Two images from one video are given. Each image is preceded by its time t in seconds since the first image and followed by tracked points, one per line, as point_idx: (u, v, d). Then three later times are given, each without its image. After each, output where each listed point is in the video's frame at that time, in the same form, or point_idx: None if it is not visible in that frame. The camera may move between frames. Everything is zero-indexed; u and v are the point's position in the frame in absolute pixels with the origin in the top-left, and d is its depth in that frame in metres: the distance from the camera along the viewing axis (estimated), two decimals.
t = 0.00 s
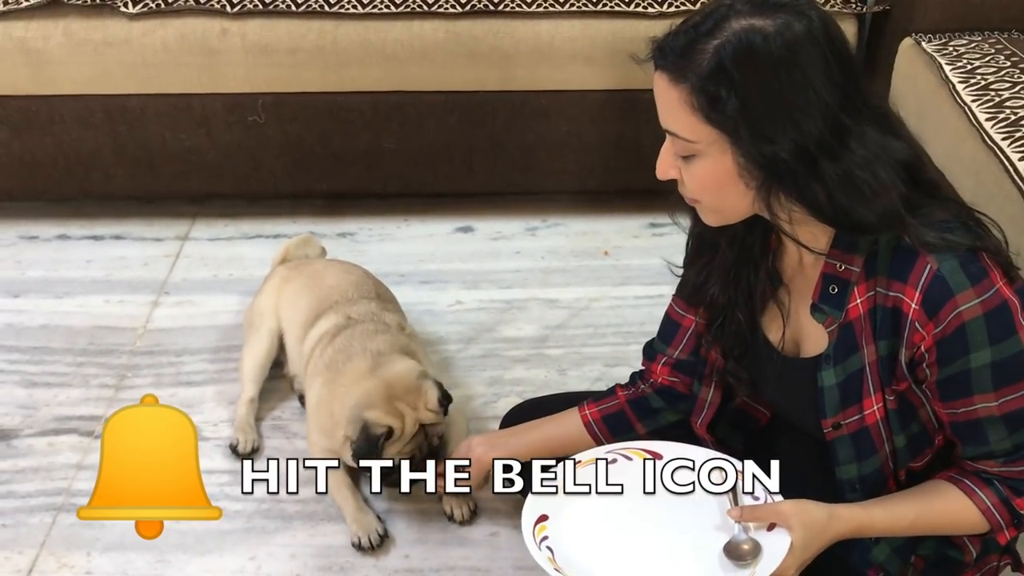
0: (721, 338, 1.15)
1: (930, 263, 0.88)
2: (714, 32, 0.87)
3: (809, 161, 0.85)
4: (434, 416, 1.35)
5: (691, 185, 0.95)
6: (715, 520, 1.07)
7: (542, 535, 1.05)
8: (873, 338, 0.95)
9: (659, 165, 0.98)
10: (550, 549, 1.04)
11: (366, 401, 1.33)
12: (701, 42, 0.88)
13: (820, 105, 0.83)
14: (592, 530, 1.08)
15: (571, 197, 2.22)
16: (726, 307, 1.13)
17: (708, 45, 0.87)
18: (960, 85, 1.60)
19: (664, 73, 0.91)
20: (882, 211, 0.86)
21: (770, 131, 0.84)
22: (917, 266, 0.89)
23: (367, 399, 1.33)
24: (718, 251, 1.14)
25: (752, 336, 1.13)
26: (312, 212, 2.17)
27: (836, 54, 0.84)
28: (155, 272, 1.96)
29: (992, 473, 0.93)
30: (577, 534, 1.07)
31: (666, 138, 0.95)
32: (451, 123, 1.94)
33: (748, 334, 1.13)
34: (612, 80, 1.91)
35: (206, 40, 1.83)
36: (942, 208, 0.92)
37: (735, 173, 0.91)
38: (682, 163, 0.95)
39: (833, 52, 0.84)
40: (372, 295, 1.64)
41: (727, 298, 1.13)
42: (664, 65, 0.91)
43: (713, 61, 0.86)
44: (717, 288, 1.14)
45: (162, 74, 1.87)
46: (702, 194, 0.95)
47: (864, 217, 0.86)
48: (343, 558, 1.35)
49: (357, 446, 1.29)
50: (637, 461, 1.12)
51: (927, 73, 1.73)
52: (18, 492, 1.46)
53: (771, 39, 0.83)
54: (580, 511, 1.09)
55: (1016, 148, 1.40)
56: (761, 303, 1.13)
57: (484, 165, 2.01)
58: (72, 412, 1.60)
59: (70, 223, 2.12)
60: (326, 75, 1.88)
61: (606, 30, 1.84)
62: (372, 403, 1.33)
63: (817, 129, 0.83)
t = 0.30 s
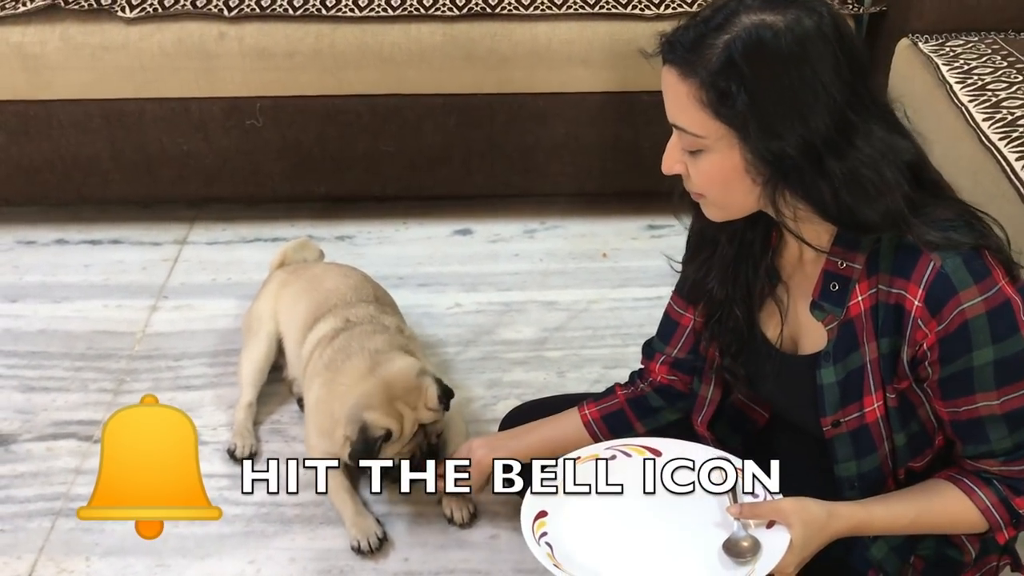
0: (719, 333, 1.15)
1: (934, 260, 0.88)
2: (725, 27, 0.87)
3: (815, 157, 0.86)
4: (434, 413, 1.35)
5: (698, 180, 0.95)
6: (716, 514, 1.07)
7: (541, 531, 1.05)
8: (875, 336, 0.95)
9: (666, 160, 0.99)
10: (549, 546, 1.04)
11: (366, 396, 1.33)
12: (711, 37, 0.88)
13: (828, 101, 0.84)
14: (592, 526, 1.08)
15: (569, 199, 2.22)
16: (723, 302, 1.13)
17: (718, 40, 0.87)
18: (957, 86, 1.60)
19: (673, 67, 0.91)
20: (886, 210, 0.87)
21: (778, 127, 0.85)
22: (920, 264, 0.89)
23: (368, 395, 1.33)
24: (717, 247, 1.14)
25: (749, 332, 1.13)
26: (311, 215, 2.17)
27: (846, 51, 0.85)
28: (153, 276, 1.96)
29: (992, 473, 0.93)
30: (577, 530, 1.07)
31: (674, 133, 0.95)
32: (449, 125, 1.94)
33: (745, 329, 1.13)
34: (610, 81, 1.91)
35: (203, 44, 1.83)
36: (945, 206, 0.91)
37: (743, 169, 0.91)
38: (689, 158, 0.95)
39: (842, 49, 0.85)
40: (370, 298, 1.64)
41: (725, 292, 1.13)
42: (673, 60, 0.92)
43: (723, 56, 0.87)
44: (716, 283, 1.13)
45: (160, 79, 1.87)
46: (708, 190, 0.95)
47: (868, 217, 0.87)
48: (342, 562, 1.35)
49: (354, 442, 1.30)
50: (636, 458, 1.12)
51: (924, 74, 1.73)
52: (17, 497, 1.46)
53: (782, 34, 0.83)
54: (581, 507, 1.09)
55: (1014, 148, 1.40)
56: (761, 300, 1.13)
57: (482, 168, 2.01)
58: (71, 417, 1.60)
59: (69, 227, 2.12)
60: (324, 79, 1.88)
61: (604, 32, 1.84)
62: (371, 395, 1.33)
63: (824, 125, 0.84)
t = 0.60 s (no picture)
0: (717, 339, 1.15)
1: (933, 265, 0.88)
2: (731, 32, 0.88)
3: (819, 163, 0.86)
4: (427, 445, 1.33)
5: (700, 185, 0.95)
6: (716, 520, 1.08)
7: (544, 542, 1.04)
8: (874, 342, 0.95)
9: (667, 166, 0.99)
10: (552, 556, 1.03)
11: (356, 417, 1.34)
12: (718, 41, 0.89)
13: (834, 107, 0.84)
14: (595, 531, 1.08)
15: (565, 210, 2.23)
16: (722, 308, 1.14)
17: (725, 44, 0.88)
18: (951, 96, 1.61)
19: (679, 71, 0.91)
20: (886, 218, 0.88)
21: (784, 132, 0.86)
22: (920, 269, 0.90)
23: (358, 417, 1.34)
24: (716, 252, 1.15)
25: (747, 338, 1.13)
26: (307, 227, 2.17)
27: (850, 58, 0.86)
28: (150, 288, 1.96)
29: (992, 479, 0.93)
30: (579, 538, 1.07)
31: (677, 137, 0.95)
32: (445, 137, 1.95)
33: (744, 334, 1.13)
34: (606, 93, 1.92)
35: (200, 56, 1.83)
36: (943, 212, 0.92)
37: (746, 173, 0.92)
38: (692, 163, 0.95)
39: (847, 56, 0.86)
40: (368, 309, 1.63)
41: (724, 298, 1.13)
42: (678, 64, 0.92)
43: (730, 60, 0.87)
44: (715, 289, 1.14)
45: (157, 91, 1.88)
46: (711, 196, 0.95)
47: (868, 225, 0.89)
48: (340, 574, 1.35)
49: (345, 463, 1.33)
50: (636, 468, 1.12)
51: (918, 84, 1.74)
52: (13, 510, 1.45)
53: (790, 40, 0.84)
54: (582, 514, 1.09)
55: (1008, 158, 1.41)
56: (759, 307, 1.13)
57: (479, 179, 2.02)
58: (67, 430, 1.60)
59: (65, 240, 2.12)
60: (321, 91, 1.88)
61: (599, 44, 1.85)
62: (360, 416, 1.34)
63: (830, 131, 0.85)
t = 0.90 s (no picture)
0: (716, 362, 1.16)
1: (934, 293, 0.90)
2: (738, 59, 0.90)
3: (827, 183, 0.88)
4: (418, 453, 1.35)
5: (709, 213, 0.96)
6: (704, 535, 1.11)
7: (533, 559, 1.07)
8: (873, 366, 0.96)
9: (672, 196, 0.99)
10: (540, 573, 1.06)
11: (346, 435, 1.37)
12: (724, 69, 0.90)
13: (842, 129, 0.86)
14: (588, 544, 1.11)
15: (563, 235, 2.24)
16: (722, 332, 1.15)
17: (732, 71, 0.89)
18: (943, 123, 1.63)
19: (687, 99, 0.92)
20: (894, 239, 0.89)
21: (795, 154, 0.87)
22: (921, 296, 0.91)
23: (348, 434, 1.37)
24: (716, 278, 1.16)
25: (748, 362, 1.14)
26: (306, 252, 2.18)
27: (854, 83, 0.88)
28: (149, 314, 1.96)
29: (979, 509, 0.94)
30: (572, 556, 1.10)
31: (684, 166, 0.96)
32: (443, 163, 1.96)
33: (742, 359, 1.14)
34: (602, 120, 1.93)
35: (200, 84, 1.85)
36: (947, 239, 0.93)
37: (756, 198, 0.92)
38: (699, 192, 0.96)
39: (851, 80, 0.88)
40: (365, 336, 1.64)
41: (727, 321, 1.14)
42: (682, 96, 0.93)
43: (739, 85, 0.88)
44: (716, 313, 1.15)
45: (156, 119, 1.89)
46: (720, 223, 0.96)
47: (875, 247, 0.89)
48: None
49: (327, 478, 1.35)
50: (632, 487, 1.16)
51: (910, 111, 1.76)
52: (9, 538, 1.46)
53: (797, 64, 0.86)
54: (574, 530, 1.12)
55: (1000, 186, 1.42)
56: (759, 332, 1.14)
57: (476, 205, 2.03)
58: (64, 456, 1.60)
59: (65, 266, 2.13)
60: (320, 119, 1.90)
61: (595, 73, 1.88)
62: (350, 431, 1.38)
63: (837, 151, 0.87)
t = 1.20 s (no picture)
0: (728, 378, 1.17)
1: (959, 322, 0.89)
2: (772, 82, 0.87)
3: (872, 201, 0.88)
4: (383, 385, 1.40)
5: (748, 244, 0.92)
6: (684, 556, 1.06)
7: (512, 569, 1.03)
8: (890, 392, 0.96)
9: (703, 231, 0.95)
10: None
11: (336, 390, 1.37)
12: (759, 93, 0.88)
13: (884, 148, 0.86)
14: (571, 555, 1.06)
15: (562, 256, 2.25)
16: (736, 349, 1.14)
17: (769, 95, 0.87)
18: (940, 144, 1.64)
19: (725, 126, 0.90)
20: (937, 253, 0.89)
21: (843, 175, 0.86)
22: (945, 324, 0.90)
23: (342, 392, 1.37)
24: (726, 300, 1.14)
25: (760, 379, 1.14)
26: (305, 273, 2.18)
27: (885, 101, 0.88)
28: (147, 335, 1.96)
29: (965, 548, 0.93)
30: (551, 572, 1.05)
31: (721, 196, 0.92)
32: (441, 184, 1.97)
33: (754, 375, 1.14)
34: (600, 141, 1.94)
35: (200, 106, 1.85)
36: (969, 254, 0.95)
37: (798, 224, 0.90)
38: (735, 224, 0.92)
39: (883, 99, 0.88)
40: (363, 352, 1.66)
41: (741, 339, 1.13)
42: (721, 125, 0.90)
43: (780, 110, 0.86)
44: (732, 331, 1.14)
45: (156, 140, 1.90)
46: (757, 254, 0.93)
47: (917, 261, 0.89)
48: None
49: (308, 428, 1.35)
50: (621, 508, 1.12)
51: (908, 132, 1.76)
52: (5, 560, 1.45)
53: (836, 85, 0.85)
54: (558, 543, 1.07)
55: (998, 206, 1.42)
56: (773, 347, 1.13)
57: (475, 226, 2.03)
58: (61, 478, 1.59)
59: (63, 286, 2.13)
60: (319, 140, 1.90)
61: (593, 94, 1.88)
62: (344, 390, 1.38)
63: (881, 169, 0.86)
